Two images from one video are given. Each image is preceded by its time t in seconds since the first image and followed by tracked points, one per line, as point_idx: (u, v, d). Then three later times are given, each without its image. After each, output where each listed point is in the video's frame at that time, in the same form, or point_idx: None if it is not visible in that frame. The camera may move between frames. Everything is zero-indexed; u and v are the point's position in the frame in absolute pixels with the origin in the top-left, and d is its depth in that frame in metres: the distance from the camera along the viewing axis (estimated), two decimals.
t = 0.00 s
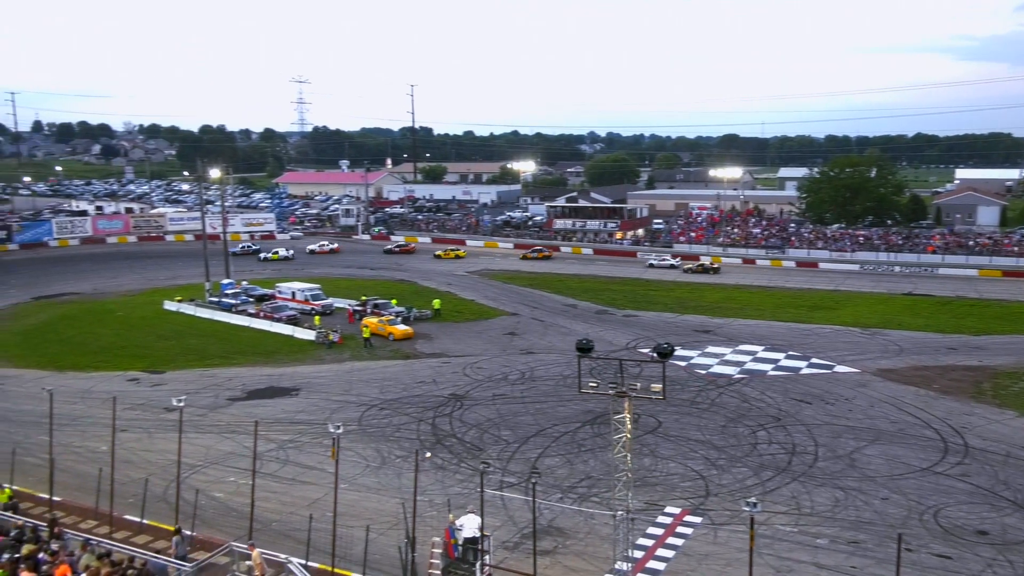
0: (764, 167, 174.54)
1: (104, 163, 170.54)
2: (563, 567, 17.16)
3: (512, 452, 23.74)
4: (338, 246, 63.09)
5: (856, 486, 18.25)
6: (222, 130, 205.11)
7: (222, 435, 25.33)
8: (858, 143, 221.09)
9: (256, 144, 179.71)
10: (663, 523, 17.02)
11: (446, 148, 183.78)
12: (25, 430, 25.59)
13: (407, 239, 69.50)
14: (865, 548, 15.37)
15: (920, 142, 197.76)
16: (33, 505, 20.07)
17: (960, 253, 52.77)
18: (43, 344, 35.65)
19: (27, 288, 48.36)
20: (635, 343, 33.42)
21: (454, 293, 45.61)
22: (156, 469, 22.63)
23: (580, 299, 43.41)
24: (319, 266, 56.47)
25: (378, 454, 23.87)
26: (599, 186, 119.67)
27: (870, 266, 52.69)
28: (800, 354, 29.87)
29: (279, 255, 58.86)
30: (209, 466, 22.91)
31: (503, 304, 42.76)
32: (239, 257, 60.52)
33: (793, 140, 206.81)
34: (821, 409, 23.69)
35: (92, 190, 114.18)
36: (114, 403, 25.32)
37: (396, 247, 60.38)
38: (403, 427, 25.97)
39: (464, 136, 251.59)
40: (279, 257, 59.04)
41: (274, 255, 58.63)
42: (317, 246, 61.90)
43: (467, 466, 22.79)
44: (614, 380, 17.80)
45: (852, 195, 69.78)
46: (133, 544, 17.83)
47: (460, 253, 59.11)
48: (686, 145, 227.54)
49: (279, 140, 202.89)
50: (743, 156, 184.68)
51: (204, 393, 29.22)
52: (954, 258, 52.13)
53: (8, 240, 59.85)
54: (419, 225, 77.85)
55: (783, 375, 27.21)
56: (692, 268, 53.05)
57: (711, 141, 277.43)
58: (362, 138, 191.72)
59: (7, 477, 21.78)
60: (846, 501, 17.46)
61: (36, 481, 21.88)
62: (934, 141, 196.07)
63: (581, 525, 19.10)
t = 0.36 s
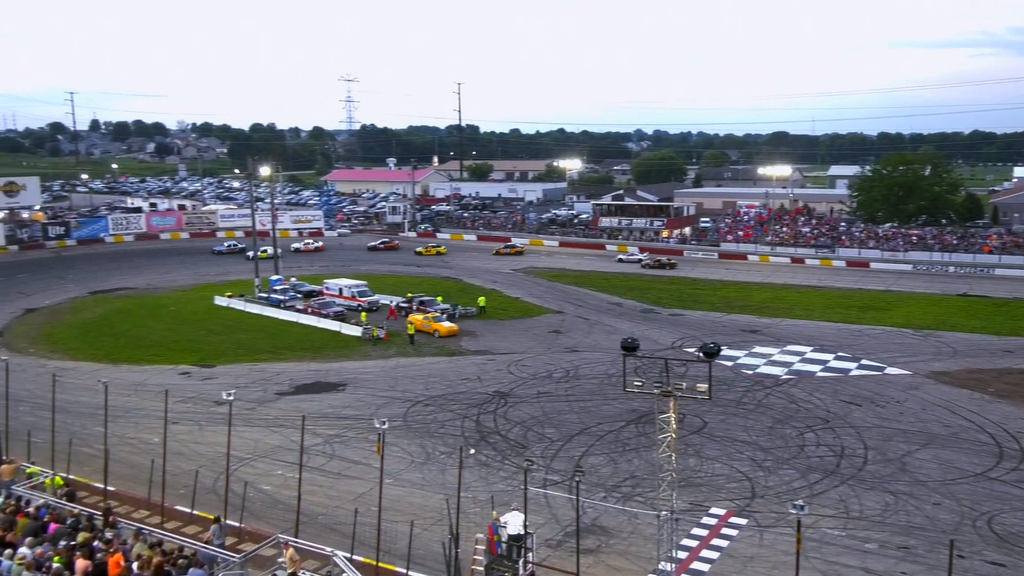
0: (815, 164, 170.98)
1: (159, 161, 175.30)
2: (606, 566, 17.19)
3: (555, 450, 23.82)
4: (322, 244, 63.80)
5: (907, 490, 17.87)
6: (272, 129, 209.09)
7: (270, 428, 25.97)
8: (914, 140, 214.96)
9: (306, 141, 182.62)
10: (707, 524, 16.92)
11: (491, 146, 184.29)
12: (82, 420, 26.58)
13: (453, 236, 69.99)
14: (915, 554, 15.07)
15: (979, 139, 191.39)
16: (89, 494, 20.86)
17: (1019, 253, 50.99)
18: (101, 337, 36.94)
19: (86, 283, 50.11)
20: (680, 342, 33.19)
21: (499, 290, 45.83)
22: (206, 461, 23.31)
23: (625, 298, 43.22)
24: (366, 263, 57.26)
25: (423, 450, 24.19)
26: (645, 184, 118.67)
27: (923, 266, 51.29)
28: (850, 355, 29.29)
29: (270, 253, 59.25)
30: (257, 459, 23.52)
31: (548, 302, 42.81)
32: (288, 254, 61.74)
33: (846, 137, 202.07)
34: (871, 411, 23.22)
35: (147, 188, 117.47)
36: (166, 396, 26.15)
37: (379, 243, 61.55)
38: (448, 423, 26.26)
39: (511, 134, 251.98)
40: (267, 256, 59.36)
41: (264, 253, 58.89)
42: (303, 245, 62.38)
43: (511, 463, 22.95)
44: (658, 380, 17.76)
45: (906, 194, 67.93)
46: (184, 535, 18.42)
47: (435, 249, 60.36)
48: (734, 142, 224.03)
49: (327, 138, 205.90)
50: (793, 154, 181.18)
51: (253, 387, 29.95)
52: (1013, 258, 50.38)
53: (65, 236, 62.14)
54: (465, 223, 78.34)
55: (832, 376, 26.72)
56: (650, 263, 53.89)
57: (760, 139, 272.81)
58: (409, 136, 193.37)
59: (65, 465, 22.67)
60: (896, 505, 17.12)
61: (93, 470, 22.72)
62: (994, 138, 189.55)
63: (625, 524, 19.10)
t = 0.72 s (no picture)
0: (860, 163, 167.38)
1: (205, 158, 179.04)
2: (644, 565, 17.20)
3: (593, 449, 23.85)
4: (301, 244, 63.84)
5: (952, 495, 17.51)
6: (314, 127, 211.99)
7: (311, 423, 26.47)
8: (964, 138, 209.07)
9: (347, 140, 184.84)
10: (747, 526, 16.81)
11: (531, 144, 184.32)
12: (129, 413, 27.42)
13: (493, 234, 70.24)
14: (961, 560, 14.77)
15: None
16: (135, 485, 21.51)
17: None
18: (148, 332, 37.99)
19: (135, 278, 51.50)
20: (720, 342, 32.90)
21: (538, 288, 45.94)
22: (249, 454, 23.88)
23: (665, 297, 42.94)
24: (406, 260, 57.85)
25: (461, 446, 24.43)
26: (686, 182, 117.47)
27: (971, 266, 49.96)
28: (895, 357, 28.71)
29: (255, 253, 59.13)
30: (298, 453, 24.01)
31: (587, 300, 42.76)
32: (330, 251, 62.65)
33: (893, 135, 197.29)
34: (915, 414, 22.77)
35: (193, 185, 120.07)
36: (210, 390, 26.83)
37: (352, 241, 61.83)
38: (486, 421, 26.45)
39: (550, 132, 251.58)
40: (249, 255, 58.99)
41: (248, 253, 58.67)
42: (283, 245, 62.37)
43: (549, 461, 23.05)
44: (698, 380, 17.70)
45: (954, 192, 66.15)
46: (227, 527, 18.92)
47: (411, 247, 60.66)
48: (777, 140, 220.39)
49: (369, 136, 208.05)
50: (837, 153, 177.70)
51: (294, 382, 30.55)
52: None
53: (114, 232, 63.55)
54: (504, 221, 78.52)
55: (876, 378, 26.24)
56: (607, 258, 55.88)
57: (803, 137, 268.04)
58: (450, 134, 194.42)
59: (113, 457, 23.42)
60: (941, 510, 16.79)
61: (139, 462, 23.45)
62: None
63: (663, 524, 19.08)
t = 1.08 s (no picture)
0: (909, 161, 163.37)
1: (250, 156, 182.45)
2: (683, 566, 17.16)
3: (633, 449, 23.84)
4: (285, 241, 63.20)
5: (1002, 501, 17.09)
6: (357, 126, 214.58)
7: (352, 419, 26.93)
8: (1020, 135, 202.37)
9: (390, 138, 186.60)
10: (789, 528, 16.66)
11: (572, 142, 184.25)
12: (176, 406, 28.22)
13: (533, 232, 70.33)
14: (1009, 568, 14.45)
15: None
16: (181, 477, 22.15)
17: None
18: (194, 327, 38.97)
19: (184, 274, 52.84)
20: (763, 342, 32.53)
21: (578, 287, 45.94)
22: (291, 448, 24.41)
23: (707, 296, 42.56)
24: (447, 258, 58.32)
25: (500, 444, 24.61)
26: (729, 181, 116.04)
27: None
28: (943, 359, 28.04)
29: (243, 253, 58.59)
30: (339, 448, 24.46)
31: (628, 299, 42.61)
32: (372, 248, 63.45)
33: (945, 132, 191.99)
34: (964, 417, 22.25)
35: (238, 183, 122.53)
36: (253, 385, 27.49)
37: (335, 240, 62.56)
38: (525, 418, 26.59)
39: (592, 130, 250.68)
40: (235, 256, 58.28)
41: (236, 253, 58.07)
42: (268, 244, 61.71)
43: (588, 460, 23.11)
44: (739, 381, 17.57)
45: (1006, 191, 64.15)
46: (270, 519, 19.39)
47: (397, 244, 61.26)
48: (823, 138, 216.29)
49: (411, 134, 209.67)
50: (886, 151, 173.68)
51: (336, 378, 31.10)
52: None
53: (162, 229, 65.19)
54: (545, 219, 78.58)
55: (923, 381, 25.68)
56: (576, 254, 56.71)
57: (851, 135, 262.46)
58: (491, 131, 194.90)
59: (160, 448, 24.16)
60: (990, 516, 16.41)
61: (184, 454, 24.15)
62: None
63: (702, 525, 19.02)
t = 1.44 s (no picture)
0: (956, 157, 159.11)
1: (291, 152, 185.15)
2: (719, 565, 17.11)
3: (669, 446, 23.81)
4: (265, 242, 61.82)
5: None
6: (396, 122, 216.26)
7: (390, 413, 27.32)
8: None
9: (428, 133, 187.52)
10: (827, 529, 16.52)
11: (610, 138, 183.26)
12: (217, 398, 28.93)
13: (570, 228, 70.20)
14: None
15: None
16: (223, 468, 22.72)
17: None
18: (236, 320, 39.81)
19: (226, 268, 53.96)
20: (803, 341, 32.14)
21: (615, 283, 45.82)
22: (329, 442, 24.86)
23: (745, 293, 42.13)
24: (484, 254, 58.60)
25: (536, 440, 24.77)
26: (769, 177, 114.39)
27: None
28: (989, 360, 27.41)
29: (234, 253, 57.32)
30: (377, 441, 24.85)
31: (665, 296, 42.38)
32: (410, 243, 64.02)
33: (995, 127, 186.32)
34: (1010, 419, 21.76)
35: (279, 179, 124.47)
36: (292, 379, 28.06)
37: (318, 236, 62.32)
38: (562, 415, 26.70)
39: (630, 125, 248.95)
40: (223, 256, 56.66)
41: (226, 253, 56.56)
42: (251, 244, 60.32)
43: (624, 457, 23.14)
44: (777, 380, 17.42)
45: None
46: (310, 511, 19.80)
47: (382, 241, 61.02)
48: (866, 134, 211.80)
49: (449, 130, 210.73)
50: (933, 147, 169.45)
51: (374, 372, 31.55)
52: None
53: (204, 224, 66.64)
54: (582, 216, 78.39)
55: (967, 381, 25.15)
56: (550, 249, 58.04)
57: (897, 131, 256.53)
58: (529, 127, 194.86)
59: (201, 439, 24.81)
60: None
61: (226, 446, 24.79)
62: None
63: (740, 524, 18.96)
